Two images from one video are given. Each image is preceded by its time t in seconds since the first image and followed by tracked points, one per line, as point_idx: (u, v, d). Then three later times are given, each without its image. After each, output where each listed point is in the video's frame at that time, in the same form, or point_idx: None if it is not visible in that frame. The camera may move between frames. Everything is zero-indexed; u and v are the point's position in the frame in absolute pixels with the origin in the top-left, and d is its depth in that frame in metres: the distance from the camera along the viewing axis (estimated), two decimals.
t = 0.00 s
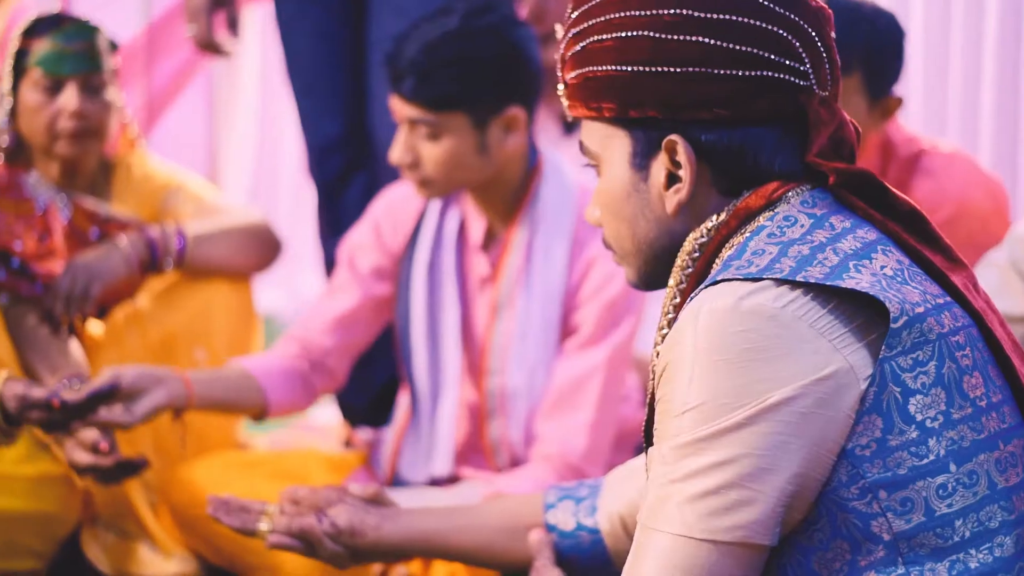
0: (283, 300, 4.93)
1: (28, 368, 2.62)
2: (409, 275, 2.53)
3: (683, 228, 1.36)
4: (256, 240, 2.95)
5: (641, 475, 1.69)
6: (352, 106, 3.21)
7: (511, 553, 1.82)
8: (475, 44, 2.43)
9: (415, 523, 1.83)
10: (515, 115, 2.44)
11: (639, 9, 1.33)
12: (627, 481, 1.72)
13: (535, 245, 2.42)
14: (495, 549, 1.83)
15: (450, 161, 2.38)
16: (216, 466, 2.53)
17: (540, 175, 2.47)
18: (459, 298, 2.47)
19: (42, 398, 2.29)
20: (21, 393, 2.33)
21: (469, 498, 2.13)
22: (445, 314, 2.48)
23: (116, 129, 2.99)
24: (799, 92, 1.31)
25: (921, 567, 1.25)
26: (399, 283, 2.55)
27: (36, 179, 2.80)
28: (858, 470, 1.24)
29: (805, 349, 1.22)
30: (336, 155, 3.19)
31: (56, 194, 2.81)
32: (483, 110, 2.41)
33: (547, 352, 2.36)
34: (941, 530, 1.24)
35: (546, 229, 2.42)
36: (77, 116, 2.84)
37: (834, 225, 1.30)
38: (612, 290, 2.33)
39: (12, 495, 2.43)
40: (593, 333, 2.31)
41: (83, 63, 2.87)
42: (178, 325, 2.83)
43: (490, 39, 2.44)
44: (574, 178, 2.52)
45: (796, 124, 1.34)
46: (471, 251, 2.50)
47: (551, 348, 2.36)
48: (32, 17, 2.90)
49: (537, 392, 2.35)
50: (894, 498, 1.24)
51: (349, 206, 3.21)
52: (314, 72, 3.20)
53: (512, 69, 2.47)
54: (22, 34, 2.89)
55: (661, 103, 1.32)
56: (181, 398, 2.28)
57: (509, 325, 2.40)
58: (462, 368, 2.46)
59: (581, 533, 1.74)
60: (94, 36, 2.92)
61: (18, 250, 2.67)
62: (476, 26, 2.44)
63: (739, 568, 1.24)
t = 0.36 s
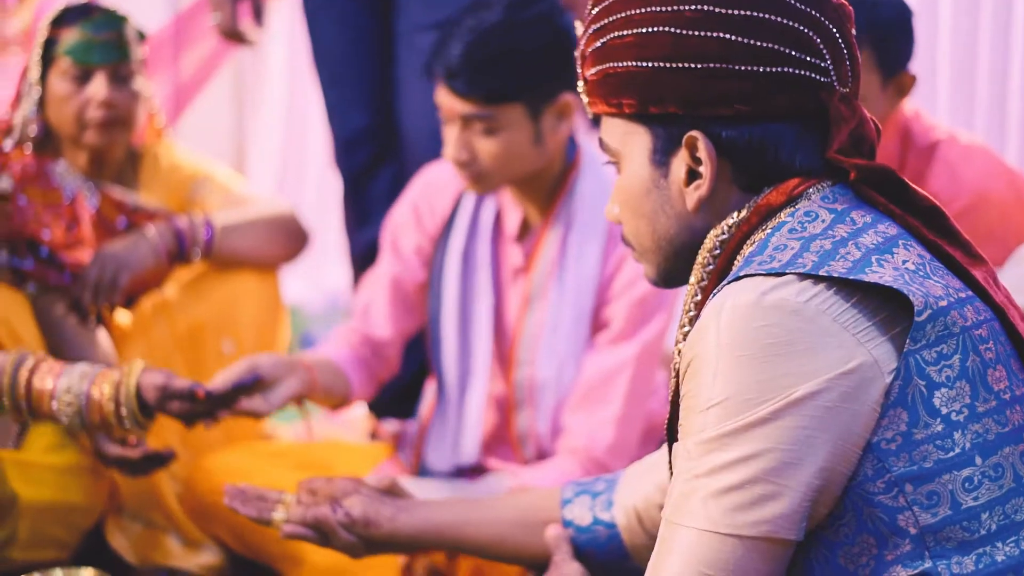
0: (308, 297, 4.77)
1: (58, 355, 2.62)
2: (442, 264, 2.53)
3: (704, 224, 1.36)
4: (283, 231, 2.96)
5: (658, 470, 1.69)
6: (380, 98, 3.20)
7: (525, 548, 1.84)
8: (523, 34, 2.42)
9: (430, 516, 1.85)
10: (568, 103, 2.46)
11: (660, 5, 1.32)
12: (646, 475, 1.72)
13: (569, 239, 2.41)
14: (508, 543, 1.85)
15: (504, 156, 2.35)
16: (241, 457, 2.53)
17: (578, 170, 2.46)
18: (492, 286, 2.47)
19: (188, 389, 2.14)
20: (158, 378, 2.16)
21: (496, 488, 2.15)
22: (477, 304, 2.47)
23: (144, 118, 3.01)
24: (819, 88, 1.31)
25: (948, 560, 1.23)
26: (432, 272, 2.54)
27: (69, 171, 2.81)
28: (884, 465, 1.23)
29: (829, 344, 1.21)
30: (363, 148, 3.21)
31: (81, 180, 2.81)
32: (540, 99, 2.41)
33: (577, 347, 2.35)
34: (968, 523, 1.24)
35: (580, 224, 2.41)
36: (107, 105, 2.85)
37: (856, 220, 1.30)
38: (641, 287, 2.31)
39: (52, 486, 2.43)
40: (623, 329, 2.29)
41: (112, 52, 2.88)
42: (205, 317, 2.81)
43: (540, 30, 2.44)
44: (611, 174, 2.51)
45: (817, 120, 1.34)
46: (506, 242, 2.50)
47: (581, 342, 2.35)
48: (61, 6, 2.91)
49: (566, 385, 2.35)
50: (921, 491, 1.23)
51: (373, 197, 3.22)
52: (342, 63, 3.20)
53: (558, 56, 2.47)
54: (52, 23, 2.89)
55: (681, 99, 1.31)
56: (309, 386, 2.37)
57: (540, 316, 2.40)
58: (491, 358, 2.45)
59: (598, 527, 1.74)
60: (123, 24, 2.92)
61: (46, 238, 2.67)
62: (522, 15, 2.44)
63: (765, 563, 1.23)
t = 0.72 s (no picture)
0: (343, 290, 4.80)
1: (102, 339, 2.54)
2: (489, 252, 2.53)
3: (727, 226, 1.38)
4: (318, 224, 3.01)
5: (678, 462, 1.71)
6: (417, 93, 3.22)
7: (542, 535, 1.84)
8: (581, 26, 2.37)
9: (450, 500, 1.88)
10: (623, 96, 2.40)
11: (679, 10, 1.35)
12: (663, 466, 1.74)
13: (613, 230, 2.40)
14: (534, 530, 1.85)
15: (558, 143, 2.33)
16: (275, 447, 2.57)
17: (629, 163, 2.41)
18: (539, 273, 2.48)
19: (285, 388, 2.03)
20: (256, 378, 2.05)
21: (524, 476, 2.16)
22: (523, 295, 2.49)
23: (183, 108, 3.08)
24: (839, 88, 1.33)
25: (978, 549, 1.25)
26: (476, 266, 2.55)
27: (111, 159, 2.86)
28: (911, 454, 1.25)
29: (854, 335, 1.23)
30: (400, 138, 3.24)
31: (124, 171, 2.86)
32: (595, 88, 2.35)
33: (612, 340, 2.33)
34: (996, 512, 1.25)
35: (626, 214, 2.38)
36: (148, 92, 2.88)
37: (877, 216, 1.31)
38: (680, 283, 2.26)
39: (92, 478, 2.48)
40: (661, 324, 2.25)
41: (153, 40, 2.89)
42: (244, 306, 2.83)
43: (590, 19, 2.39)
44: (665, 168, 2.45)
45: (837, 121, 1.35)
46: (555, 230, 2.50)
47: (618, 334, 2.33)
48: None
49: (598, 378, 2.35)
50: (948, 480, 1.25)
51: (406, 188, 3.26)
52: (379, 57, 3.19)
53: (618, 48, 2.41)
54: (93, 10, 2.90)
55: (700, 101, 1.34)
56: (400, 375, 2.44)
57: (579, 306, 2.40)
58: (534, 345, 2.47)
59: (615, 515, 1.76)
60: (164, 11, 2.93)
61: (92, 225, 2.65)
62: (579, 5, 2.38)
63: (794, 554, 1.24)
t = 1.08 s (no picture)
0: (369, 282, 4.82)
1: (138, 333, 2.57)
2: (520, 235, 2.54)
3: (746, 220, 1.38)
4: (347, 215, 3.01)
5: (691, 447, 1.71)
6: (446, 90, 3.23)
7: (552, 517, 1.85)
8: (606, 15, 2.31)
9: (462, 480, 1.89)
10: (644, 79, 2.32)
11: (703, 3, 1.36)
12: (675, 452, 1.74)
13: (636, 221, 2.37)
14: (535, 509, 1.85)
15: (575, 132, 2.31)
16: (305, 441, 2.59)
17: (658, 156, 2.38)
18: (567, 259, 2.49)
19: (335, 422, 1.98)
20: (306, 410, 2.01)
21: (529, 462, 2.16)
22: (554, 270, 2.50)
23: (216, 99, 3.07)
24: (861, 83, 1.33)
25: (994, 544, 1.25)
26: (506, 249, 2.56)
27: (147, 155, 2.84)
28: (926, 449, 1.25)
29: (868, 332, 1.23)
30: (430, 131, 3.25)
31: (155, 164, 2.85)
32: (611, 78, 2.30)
33: (626, 332, 2.34)
34: (1012, 507, 1.25)
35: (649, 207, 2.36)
36: (181, 83, 2.89)
37: (893, 213, 1.31)
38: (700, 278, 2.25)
39: (124, 472, 2.48)
40: (680, 314, 2.24)
41: (186, 32, 2.90)
42: (271, 298, 2.85)
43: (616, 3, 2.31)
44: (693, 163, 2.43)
45: (856, 116, 1.35)
46: (584, 219, 2.50)
47: (635, 322, 2.33)
48: None
49: (609, 366, 2.35)
50: (963, 476, 1.25)
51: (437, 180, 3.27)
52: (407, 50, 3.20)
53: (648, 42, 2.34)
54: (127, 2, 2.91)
55: (722, 94, 1.34)
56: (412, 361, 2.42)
57: (597, 295, 2.39)
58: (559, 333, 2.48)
59: (624, 497, 1.76)
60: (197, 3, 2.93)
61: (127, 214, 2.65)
62: None
63: (809, 550, 1.25)
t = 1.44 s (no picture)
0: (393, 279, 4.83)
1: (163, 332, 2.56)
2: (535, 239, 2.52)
3: (772, 219, 1.36)
4: (371, 211, 2.99)
5: (709, 439, 1.70)
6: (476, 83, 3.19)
7: (569, 508, 1.83)
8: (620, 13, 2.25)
9: (482, 465, 1.87)
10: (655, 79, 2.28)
11: None
12: (694, 444, 1.73)
13: (650, 225, 2.37)
14: (551, 496, 1.83)
15: (585, 128, 2.27)
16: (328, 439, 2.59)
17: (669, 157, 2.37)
18: (583, 261, 2.47)
19: (356, 414, 1.99)
20: (325, 403, 2.01)
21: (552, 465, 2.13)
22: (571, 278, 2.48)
23: (242, 96, 3.07)
24: (887, 81, 1.32)
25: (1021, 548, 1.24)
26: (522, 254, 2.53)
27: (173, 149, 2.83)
28: (952, 453, 1.24)
29: (895, 334, 1.21)
30: (458, 129, 3.21)
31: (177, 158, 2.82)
32: (622, 74, 2.26)
33: (643, 335, 2.33)
34: None
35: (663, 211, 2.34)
36: (208, 79, 2.89)
37: (919, 214, 1.29)
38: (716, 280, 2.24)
39: (143, 464, 2.48)
40: (696, 319, 2.23)
41: (215, 28, 2.89)
42: (297, 294, 2.85)
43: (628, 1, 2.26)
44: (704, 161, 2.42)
45: (884, 115, 1.34)
46: (598, 220, 2.48)
47: (652, 325, 2.33)
48: None
49: (629, 372, 2.34)
50: (989, 480, 1.24)
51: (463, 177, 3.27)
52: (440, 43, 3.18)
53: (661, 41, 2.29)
54: None
55: (749, 92, 1.33)
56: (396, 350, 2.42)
57: (614, 299, 2.38)
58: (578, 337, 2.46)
59: (640, 488, 1.75)
60: None
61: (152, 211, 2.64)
62: None
63: (833, 554, 1.23)
